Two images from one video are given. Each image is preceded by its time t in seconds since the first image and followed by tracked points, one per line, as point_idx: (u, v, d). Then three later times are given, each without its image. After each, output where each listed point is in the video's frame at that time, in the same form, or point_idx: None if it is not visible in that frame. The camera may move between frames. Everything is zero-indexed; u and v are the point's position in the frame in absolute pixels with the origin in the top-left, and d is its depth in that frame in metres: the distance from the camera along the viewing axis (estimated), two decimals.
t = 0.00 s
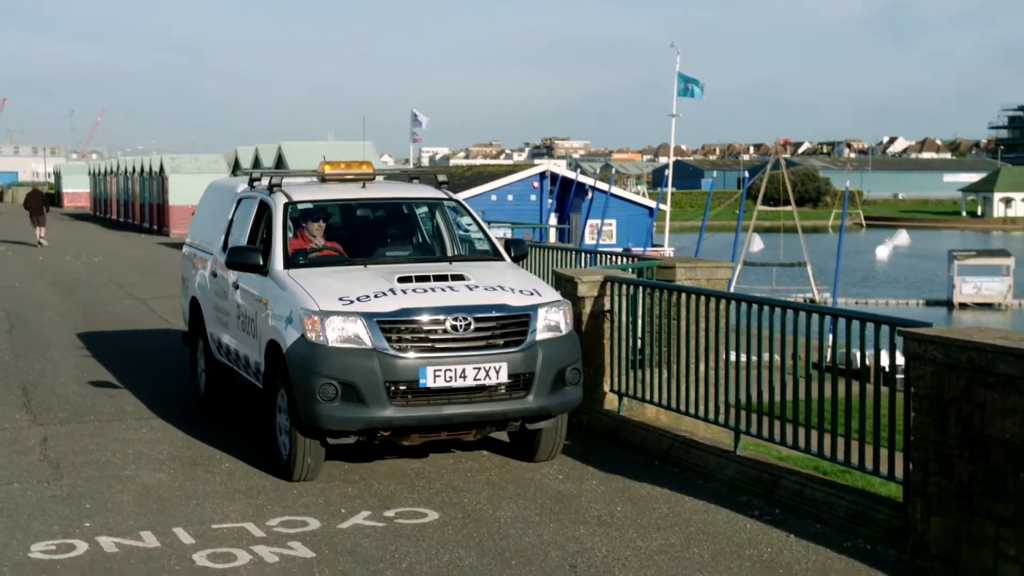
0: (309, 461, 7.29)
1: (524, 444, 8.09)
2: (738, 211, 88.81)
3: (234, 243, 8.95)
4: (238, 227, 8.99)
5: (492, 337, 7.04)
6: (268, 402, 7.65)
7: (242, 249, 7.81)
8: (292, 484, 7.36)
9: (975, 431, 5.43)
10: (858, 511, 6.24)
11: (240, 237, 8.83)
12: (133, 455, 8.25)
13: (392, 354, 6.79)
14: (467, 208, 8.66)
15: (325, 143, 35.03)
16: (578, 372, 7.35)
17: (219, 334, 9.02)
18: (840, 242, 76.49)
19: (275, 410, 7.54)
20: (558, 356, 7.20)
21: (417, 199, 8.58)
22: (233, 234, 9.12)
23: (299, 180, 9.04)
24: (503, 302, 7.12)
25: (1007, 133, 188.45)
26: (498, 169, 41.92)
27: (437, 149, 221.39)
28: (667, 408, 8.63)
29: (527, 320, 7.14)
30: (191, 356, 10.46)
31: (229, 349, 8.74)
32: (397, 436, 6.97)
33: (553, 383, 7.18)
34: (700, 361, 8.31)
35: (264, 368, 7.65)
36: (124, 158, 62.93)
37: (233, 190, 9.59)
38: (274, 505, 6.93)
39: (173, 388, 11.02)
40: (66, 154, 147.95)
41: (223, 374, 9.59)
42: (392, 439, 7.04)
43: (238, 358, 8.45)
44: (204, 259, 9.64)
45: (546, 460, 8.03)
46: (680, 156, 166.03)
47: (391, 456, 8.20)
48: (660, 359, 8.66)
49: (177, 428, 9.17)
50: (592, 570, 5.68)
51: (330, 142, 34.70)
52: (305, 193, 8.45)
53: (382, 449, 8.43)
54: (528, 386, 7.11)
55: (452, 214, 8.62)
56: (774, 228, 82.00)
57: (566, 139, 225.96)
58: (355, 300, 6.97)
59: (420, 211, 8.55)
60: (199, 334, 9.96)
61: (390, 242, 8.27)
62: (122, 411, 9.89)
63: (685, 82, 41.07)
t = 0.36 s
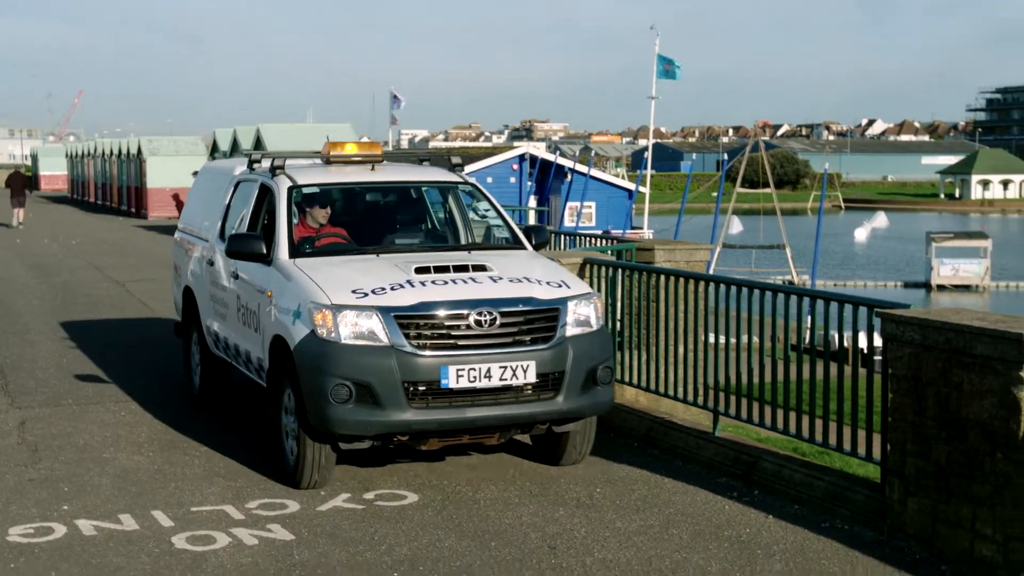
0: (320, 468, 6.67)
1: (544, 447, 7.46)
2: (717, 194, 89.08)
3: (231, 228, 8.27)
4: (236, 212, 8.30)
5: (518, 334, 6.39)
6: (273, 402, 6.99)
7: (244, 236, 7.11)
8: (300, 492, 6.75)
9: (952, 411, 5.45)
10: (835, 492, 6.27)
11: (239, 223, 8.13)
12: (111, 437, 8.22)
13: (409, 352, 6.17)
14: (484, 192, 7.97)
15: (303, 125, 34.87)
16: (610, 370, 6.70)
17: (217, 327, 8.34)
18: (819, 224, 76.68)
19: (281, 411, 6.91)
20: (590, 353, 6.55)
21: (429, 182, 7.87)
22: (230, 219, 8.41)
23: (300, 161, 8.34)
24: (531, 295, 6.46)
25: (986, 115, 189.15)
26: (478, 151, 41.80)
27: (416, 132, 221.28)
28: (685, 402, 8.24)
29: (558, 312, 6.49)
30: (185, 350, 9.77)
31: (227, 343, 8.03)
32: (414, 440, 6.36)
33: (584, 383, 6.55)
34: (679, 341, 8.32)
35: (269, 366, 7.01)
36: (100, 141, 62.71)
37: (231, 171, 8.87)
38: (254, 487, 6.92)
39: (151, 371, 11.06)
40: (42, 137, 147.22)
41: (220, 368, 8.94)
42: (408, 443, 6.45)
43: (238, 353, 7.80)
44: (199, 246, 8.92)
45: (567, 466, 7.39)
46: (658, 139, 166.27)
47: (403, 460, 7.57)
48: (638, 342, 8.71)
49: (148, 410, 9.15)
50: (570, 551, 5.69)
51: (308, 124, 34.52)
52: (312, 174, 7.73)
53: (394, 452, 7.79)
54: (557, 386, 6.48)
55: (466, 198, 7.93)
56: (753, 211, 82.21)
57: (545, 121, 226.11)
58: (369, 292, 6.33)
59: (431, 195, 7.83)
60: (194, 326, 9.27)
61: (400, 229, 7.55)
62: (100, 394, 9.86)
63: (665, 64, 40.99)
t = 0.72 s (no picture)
0: (330, 474, 6.10)
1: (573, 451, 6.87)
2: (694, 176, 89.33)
3: (228, 215, 7.62)
4: (233, 197, 7.67)
5: (549, 331, 5.83)
6: (278, 406, 6.38)
7: (244, 223, 6.48)
8: (310, 502, 6.17)
9: (926, 392, 5.48)
10: (812, 472, 6.29)
11: (237, 208, 7.49)
12: (86, 421, 8.20)
13: (430, 350, 5.61)
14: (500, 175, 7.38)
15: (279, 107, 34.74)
16: (645, 369, 6.12)
17: (211, 320, 7.73)
18: (795, 205, 76.91)
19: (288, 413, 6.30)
20: (626, 349, 5.99)
21: (439, 163, 7.24)
22: (225, 205, 7.78)
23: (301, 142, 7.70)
24: (560, 287, 5.90)
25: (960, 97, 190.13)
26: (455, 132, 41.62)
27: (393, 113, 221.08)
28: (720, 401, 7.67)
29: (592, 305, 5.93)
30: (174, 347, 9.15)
31: (222, 338, 7.42)
32: (434, 446, 5.80)
33: (619, 383, 5.98)
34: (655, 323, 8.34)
35: (272, 365, 6.38)
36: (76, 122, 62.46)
37: (225, 153, 8.25)
38: (230, 470, 6.89)
39: (126, 352, 11.04)
40: (15, 118, 146.44)
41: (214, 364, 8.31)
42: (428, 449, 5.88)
43: (236, 349, 7.18)
44: (189, 233, 8.30)
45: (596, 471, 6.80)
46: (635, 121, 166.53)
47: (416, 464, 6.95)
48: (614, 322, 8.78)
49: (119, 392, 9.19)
50: (548, 532, 5.70)
51: (284, 106, 34.32)
52: (317, 156, 7.09)
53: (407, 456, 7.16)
54: (590, 386, 5.92)
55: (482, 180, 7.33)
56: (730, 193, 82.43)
57: (522, 103, 226.16)
58: (385, 284, 5.77)
59: (442, 178, 7.22)
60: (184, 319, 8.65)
61: (408, 214, 6.91)
62: (74, 377, 9.83)
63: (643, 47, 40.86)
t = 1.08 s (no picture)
0: (348, 484, 5.56)
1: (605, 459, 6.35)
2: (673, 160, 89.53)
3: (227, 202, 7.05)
4: (231, 184, 7.09)
5: (584, 334, 5.30)
6: (290, 413, 5.84)
7: (249, 214, 5.90)
8: (325, 517, 5.64)
9: (904, 374, 5.50)
10: (791, 454, 6.31)
11: (236, 195, 6.90)
12: (64, 406, 8.17)
13: (458, 355, 5.09)
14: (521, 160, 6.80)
15: (258, 91, 34.50)
16: (687, 372, 5.59)
17: (210, 315, 7.17)
18: (774, 189, 77.09)
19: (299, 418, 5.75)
20: (668, 352, 5.47)
21: (453, 149, 6.66)
22: (222, 190, 7.21)
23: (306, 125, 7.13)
24: (596, 284, 5.37)
25: (938, 80, 190.81)
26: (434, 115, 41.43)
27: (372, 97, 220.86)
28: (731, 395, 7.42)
29: (630, 304, 5.40)
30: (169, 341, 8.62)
31: (224, 335, 6.87)
32: (461, 457, 5.28)
33: (660, 388, 5.45)
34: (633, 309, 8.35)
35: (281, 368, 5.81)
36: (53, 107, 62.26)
37: (221, 135, 7.68)
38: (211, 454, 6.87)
39: (108, 337, 10.97)
40: None
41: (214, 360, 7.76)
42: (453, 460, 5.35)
43: (239, 348, 6.62)
44: (183, 222, 7.74)
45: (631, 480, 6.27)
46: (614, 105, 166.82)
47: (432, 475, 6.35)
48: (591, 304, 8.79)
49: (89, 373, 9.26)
50: (528, 515, 5.71)
51: (262, 90, 34.09)
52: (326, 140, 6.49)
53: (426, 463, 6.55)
54: (630, 392, 5.39)
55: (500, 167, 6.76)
56: (709, 176, 82.60)
57: (502, 87, 226.19)
58: (407, 282, 5.24)
59: (454, 165, 6.65)
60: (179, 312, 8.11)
61: (421, 201, 6.32)
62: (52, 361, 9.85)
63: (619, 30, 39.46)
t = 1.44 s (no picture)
0: (363, 499, 5.18)
1: (634, 468, 5.96)
2: (656, 151, 89.60)
3: (230, 199, 6.77)
4: (234, 180, 6.80)
5: (612, 340, 4.91)
6: (293, 421, 5.49)
7: (253, 208, 5.64)
8: (334, 533, 5.28)
9: (887, 364, 5.51)
10: (772, 445, 6.35)
11: (240, 192, 6.61)
12: (48, 397, 8.15)
13: (480, 361, 4.70)
14: (538, 152, 6.56)
15: (239, 80, 34.31)
16: (720, 378, 5.20)
17: (209, 316, 6.91)
18: (757, 180, 77.16)
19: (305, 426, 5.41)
20: (701, 357, 5.09)
21: (463, 141, 6.41)
22: (225, 188, 6.94)
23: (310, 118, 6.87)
24: (626, 286, 4.98)
25: (920, 70, 191.46)
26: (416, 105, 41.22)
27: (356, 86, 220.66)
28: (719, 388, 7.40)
29: (664, 306, 5.02)
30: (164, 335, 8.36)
31: (225, 336, 6.62)
32: (480, 470, 4.89)
33: (692, 397, 5.07)
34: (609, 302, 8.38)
35: (287, 374, 5.49)
36: (32, 97, 62.03)
37: (223, 128, 7.40)
38: (197, 448, 6.81)
39: (94, 330, 10.97)
40: None
41: (210, 361, 7.52)
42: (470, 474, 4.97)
43: (241, 351, 6.37)
44: (183, 218, 7.48)
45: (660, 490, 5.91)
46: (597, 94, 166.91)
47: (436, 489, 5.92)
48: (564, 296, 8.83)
49: (70, 365, 9.30)
50: (510, 507, 5.71)
51: (244, 81, 33.92)
52: (331, 132, 6.22)
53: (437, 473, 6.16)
54: (661, 400, 5.01)
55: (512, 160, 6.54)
56: (691, 167, 82.66)
57: (485, 77, 226.18)
58: (425, 284, 4.85)
59: (468, 156, 6.40)
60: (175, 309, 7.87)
61: (430, 196, 6.06)
62: (37, 353, 9.83)
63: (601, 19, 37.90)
